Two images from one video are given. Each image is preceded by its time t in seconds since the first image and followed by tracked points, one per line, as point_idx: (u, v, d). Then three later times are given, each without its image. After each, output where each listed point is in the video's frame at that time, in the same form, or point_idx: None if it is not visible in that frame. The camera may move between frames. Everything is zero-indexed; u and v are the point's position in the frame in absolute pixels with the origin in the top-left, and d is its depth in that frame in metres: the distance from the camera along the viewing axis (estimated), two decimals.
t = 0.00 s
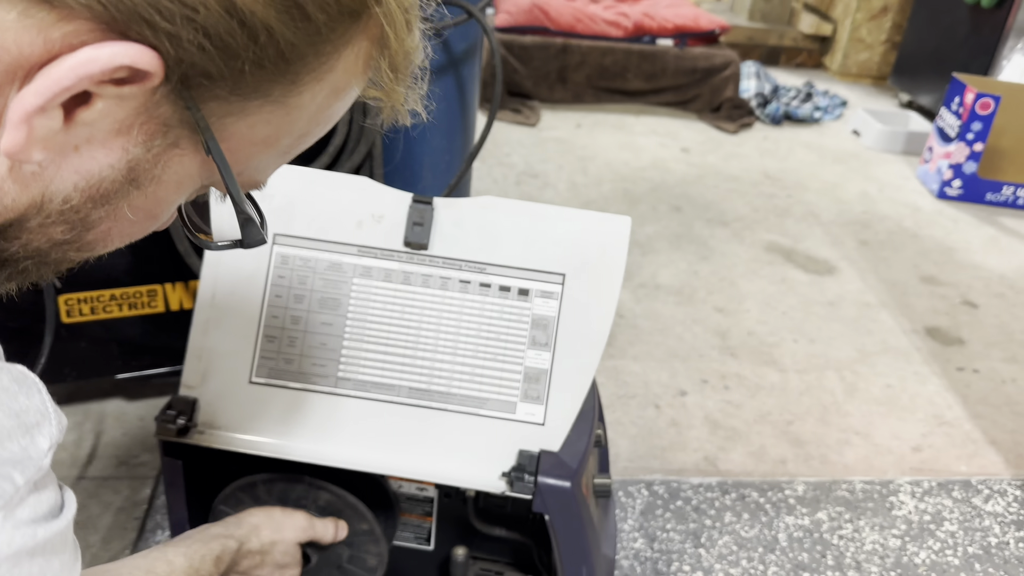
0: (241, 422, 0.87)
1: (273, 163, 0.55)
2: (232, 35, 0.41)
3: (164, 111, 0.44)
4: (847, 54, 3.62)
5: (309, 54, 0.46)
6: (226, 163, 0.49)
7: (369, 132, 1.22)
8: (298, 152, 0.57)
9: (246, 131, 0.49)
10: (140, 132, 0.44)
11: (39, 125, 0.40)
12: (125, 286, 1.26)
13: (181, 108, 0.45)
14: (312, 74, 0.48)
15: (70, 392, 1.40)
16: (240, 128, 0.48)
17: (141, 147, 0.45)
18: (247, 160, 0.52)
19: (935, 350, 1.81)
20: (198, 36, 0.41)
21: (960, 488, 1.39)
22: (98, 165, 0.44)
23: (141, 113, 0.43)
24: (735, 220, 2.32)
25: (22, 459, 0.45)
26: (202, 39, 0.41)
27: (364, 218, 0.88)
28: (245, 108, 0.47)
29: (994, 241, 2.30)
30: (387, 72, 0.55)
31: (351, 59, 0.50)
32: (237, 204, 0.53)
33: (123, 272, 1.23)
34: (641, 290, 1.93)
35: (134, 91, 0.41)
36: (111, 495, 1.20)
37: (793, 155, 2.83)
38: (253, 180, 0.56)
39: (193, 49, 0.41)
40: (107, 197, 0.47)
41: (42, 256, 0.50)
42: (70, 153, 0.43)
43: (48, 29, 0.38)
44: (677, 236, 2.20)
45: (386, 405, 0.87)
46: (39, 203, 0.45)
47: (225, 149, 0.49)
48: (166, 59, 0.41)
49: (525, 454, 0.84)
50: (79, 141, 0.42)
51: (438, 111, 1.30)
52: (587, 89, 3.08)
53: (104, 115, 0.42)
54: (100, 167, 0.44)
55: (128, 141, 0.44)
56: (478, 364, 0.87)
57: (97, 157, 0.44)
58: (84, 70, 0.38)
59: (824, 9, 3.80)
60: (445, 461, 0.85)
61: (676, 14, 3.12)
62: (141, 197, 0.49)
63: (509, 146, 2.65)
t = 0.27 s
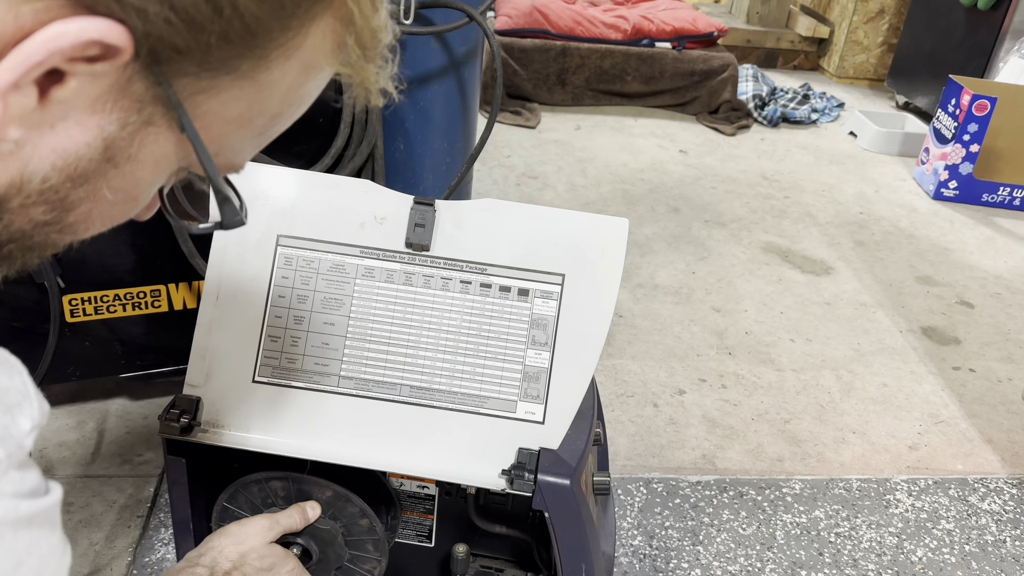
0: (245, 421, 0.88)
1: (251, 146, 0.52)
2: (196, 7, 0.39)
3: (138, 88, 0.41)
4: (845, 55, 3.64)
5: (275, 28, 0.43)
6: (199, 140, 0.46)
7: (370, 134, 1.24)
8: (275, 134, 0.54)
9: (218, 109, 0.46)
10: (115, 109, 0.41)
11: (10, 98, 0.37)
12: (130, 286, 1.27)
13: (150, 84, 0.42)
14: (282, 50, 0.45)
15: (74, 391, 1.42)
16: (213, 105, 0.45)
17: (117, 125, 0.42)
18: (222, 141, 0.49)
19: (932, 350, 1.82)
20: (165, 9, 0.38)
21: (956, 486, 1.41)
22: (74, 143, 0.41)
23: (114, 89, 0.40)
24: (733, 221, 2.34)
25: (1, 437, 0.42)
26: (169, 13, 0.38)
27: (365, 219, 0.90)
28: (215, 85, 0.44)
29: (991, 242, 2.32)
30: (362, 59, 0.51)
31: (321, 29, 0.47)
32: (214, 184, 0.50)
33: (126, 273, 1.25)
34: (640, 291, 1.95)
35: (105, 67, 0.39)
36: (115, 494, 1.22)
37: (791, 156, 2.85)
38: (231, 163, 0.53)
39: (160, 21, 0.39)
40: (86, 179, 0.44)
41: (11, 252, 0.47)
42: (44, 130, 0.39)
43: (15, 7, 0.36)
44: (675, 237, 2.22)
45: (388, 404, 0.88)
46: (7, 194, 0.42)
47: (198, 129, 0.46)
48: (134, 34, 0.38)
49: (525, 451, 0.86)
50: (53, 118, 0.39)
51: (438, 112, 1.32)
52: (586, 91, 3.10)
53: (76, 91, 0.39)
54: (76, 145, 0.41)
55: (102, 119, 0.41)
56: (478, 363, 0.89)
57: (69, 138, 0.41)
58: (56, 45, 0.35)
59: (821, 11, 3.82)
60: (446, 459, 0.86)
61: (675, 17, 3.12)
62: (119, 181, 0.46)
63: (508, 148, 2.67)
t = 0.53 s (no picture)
0: (245, 421, 0.88)
1: (252, 162, 0.49)
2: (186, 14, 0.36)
3: (128, 100, 0.39)
4: (845, 55, 3.64)
5: (272, 37, 0.40)
6: (193, 154, 0.43)
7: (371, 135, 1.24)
8: (279, 147, 0.51)
9: (212, 123, 0.43)
10: (104, 121, 0.39)
11: None
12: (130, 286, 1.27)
13: (138, 95, 0.39)
14: (280, 58, 0.42)
15: (73, 391, 1.42)
16: (209, 116, 0.42)
17: (106, 139, 0.40)
18: (221, 156, 0.46)
19: (932, 350, 1.82)
20: (150, 14, 0.35)
21: (956, 486, 1.41)
22: (61, 156, 0.39)
23: (102, 101, 0.38)
24: (733, 221, 2.34)
25: None
26: (155, 19, 0.36)
27: (366, 219, 0.90)
28: (209, 97, 0.41)
29: (992, 242, 2.32)
30: (365, 68, 0.48)
31: (325, 36, 0.43)
32: (211, 204, 0.47)
33: (126, 273, 1.25)
34: (640, 291, 1.95)
35: (91, 74, 0.37)
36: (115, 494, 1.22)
37: (791, 156, 2.85)
38: (233, 180, 0.50)
39: (146, 28, 0.36)
40: (76, 192, 0.42)
41: (11, 258, 0.46)
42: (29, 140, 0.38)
43: None
44: (675, 237, 2.22)
45: (388, 404, 0.88)
46: None
47: (193, 142, 0.43)
48: (117, 41, 0.36)
49: (525, 451, 0.86)
50: (38, 128, 0.38)
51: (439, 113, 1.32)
52: (586, 91, 3.10)
53: (60, 100, 0.37)
54: (61, 158, 0.39)
55: (89, 131, 0.39)
56: (478, 363, 0.89)
57: (54, 149, 0.39)
58: (30, 50, 0.34)
59: (821, 11, 3.82)
60: (446, 459, 0.86)
61: (675, 17, 3.12)
62: (113, 197, 0.44)
63: (508, 148, 2.67)
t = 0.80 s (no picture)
0: (245, 421, 0.88)
1: (311, 213, 0.49)
2: (244, 70, 0.36)
3: (184, 152, 0.39)
4: (845, 55, 3.64)
5: (335, 91, 0.39)
6: (248, 207, 0.43)
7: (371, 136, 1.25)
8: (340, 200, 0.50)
9: (272, 175, 0.43)
10: (159, 172, 0.39)
11: (47, 160, 0.35)
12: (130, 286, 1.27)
13: (195, 148, 0.39)
14: (344, 114, 0.41)
15: (74, 391, 1.42)
16: (268, 169, 0.42)
17: (160, 189, 0.40)
18: (278, 208, 0.46)
19: (932, 350, 1.82)
20: (207, 69, 0.35)
21: (956, 486, 1.41)
22: (113, 207, 0.39)
23: (156, 152, 0.38)
24: (733, 221, 2.34)
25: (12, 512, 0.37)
26: (213, 75, 0.36)
27: (366, 219, 0.90)
28: (271, 150, 0.41)
29: (992, 242, 2.32)
30: (434, 123, 0.47)
31: (391, 94, 0.42)
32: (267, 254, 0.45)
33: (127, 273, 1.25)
34: (640, 291, 1.95)
35: (146, 127, 0.36)
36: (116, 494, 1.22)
37: (791, 156, 2.84)
38: (291, 229, 0.50)
39: (203, 83, 0.36)
40: (127, 241, 0.42)
41: (61, 303, 0.47)
42: (83, 192, 0.38)
43: (52, 63, 0.35)
44: (675, 237, 2.22)
45: (388, 405, 0.88)
46: (49, 249, 0.41)
47: (251, 195, 0.43)
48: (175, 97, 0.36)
49: (525, 451, 0.86)
50: (92, 181, 0.38)
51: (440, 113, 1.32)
52: (586, 91, 3.10)
53: (115, 151, 0.37)
54: (114, 209, 0.39)
55: (143, 182, 0.39)
56: (478, 363, 0.89)
57: (107, 200, 0.39)
58: (86, 104, 0.34)
59: (821, 11, 3.82)
60: (446, 459, 0.86)
61: (675, 17, 3.13)
62: (163, 246, 0.44)
63: (508, 147, 2.67)
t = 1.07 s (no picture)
0: (246, 421, 0.89)
1: (365, 291, 0.53)
2: (332, 183, 0.40)
3: (265, 249, 0.43)
4: (845, 55, 3.64)
5: (410, 200, 0.43)
6: (317, 295, 0.47)
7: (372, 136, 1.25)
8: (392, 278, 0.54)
9: (342, 265, 0.47)
10: (237, 262, 0.43)
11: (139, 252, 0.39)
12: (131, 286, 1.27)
13: (278, 245, 0.43)
14: (413, 217, 0.45)
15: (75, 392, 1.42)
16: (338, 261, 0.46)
17: (236, 276, 0.44)
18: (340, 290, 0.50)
19: (932, 351, 1.82)
20: (300, 183, 0.39)
21: (956, 486, 1.41)
22: (193, 290, 0.43)
23: (239, 247, 0.42)
24: (733, 221, 2.34)
25: None
26: (303, 186, 0.39)
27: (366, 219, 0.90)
28: (345, 247, 0.45)
29: (992, 243, 2.32)
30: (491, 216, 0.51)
31: (453, 200, 0.47)
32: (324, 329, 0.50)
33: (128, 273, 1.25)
34: (640, 291, 1.95)
35: (233, 225, 0.40)
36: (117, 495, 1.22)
37: (791, 156, 2.84)
38: (346, 306, 0.54)
39: (295, 194, 0.39)
40: (200, 317, 0.46)
41: (126, 366, 0.51)
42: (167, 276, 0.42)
43: (152, 167, 0.37)
44: (675, 237, 2.22)
45: (388, 406, 0.88)
46: (129, 325, 0.45)
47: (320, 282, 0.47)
48: (266, 204, 0.39)
49: (526, 451, 0.85)
50: (176, 267, 0.41)
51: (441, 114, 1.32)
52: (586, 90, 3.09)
53: (201, 244, 0.40)
54: (194, 292, 0.43)
55: (223, 272, 0.43)
56: (478, 363, 0.89)
57: (189, 285, 0.43)
58: (184, 209, 0.37)
59: (821, 10, 3.82)
60: (446, 458, 0.86)
61: (675, 17, 3.12)
62: (232, 319, 0.48)
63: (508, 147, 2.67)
